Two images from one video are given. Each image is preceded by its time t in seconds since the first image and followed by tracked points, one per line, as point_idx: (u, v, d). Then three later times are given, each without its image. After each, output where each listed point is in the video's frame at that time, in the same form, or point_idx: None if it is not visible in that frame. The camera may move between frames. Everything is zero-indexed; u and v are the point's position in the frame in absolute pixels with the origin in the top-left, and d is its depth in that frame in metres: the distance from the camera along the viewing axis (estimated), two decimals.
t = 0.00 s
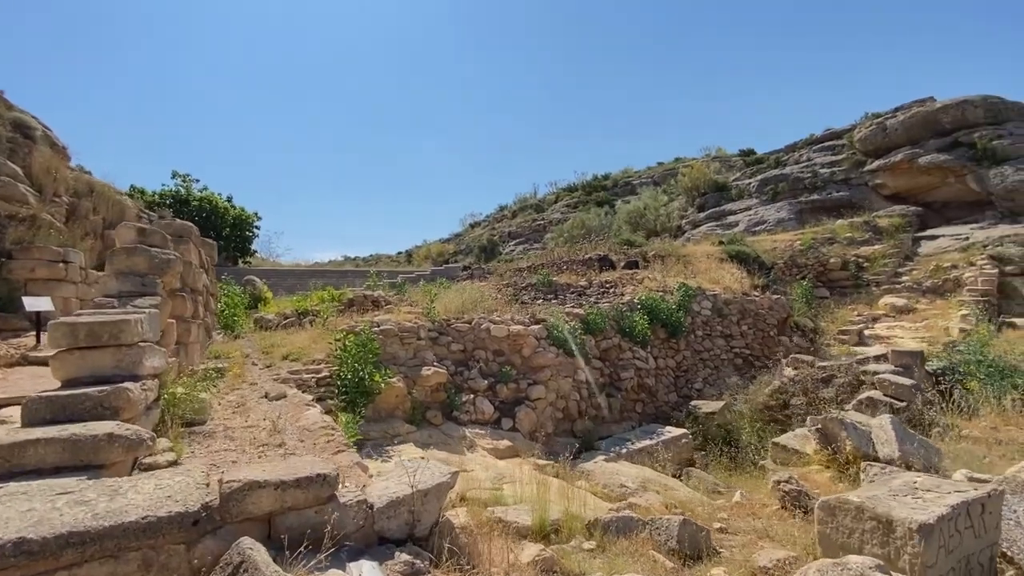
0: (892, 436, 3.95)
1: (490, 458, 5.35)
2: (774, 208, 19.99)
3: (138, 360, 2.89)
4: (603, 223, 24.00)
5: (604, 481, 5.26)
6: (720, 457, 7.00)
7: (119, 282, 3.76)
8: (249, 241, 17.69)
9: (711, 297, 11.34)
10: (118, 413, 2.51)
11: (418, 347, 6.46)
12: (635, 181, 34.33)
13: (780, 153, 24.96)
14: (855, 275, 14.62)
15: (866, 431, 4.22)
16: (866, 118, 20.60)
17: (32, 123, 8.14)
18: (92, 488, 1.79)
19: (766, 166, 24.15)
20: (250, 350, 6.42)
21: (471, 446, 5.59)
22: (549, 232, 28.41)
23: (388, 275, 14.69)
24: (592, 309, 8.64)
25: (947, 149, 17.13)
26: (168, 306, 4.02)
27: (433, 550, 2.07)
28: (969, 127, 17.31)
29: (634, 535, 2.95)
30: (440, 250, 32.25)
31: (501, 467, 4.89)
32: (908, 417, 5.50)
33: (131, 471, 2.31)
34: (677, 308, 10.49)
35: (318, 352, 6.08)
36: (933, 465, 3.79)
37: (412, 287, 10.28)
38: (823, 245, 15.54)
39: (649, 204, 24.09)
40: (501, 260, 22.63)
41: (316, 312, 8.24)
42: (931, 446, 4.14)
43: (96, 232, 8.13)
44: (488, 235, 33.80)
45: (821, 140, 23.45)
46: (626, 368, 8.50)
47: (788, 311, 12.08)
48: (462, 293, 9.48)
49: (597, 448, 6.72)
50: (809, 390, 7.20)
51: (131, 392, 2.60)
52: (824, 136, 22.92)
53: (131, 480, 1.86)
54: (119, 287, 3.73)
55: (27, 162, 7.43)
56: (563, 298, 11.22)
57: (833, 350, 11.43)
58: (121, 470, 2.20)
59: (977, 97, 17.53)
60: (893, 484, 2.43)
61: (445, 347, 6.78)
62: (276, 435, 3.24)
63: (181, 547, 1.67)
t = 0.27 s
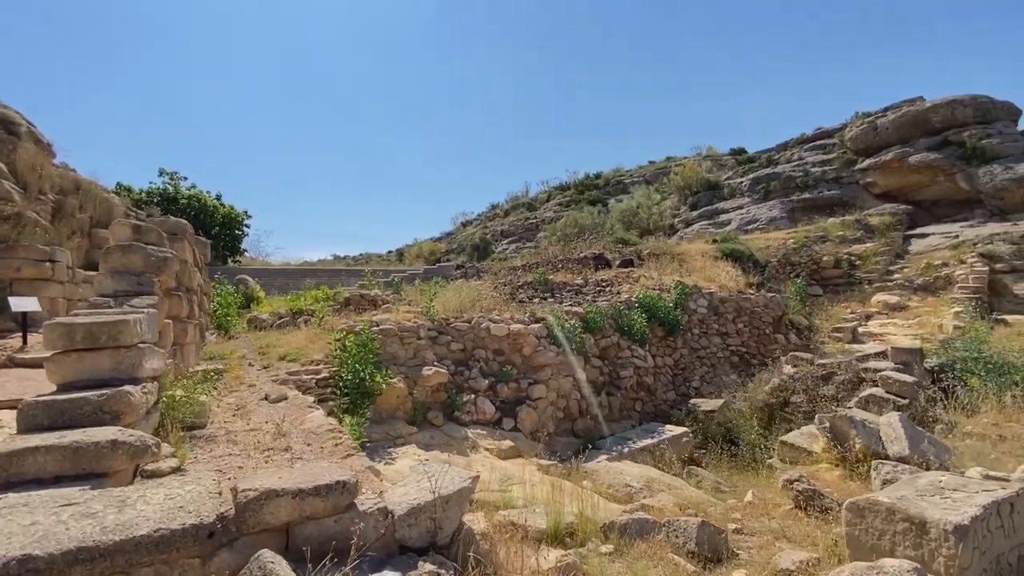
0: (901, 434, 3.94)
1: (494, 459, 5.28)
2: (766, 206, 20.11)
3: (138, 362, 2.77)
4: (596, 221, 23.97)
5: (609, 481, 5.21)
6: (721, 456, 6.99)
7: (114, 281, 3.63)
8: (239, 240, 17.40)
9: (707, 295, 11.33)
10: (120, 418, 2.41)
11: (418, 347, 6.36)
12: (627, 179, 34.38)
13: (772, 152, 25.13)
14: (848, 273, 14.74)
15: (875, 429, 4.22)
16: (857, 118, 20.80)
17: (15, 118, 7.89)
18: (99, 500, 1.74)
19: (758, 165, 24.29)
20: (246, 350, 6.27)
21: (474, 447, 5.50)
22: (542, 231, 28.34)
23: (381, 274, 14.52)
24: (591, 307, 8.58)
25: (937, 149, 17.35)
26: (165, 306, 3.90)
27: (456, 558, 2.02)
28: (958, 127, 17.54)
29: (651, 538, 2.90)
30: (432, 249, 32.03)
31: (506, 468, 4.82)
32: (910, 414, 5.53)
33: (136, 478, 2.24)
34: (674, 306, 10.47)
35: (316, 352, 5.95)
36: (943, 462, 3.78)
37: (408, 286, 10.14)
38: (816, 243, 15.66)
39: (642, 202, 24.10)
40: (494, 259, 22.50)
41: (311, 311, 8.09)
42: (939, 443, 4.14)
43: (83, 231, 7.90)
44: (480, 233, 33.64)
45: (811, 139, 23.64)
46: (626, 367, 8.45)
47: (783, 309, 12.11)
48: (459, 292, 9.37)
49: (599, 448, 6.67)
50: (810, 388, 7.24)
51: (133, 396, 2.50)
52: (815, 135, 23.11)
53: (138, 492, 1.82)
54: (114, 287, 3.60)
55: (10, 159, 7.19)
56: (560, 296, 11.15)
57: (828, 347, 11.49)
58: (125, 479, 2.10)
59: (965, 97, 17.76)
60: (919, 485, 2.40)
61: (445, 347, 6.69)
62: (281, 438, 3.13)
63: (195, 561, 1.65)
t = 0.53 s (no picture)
0: (901, 431, 3.97)
1: (493, 459, 5.22)
2: (755, 204, 20.27)
3: (130, 365, 2.65)
4: (586, 219, 23.98)
5: (609, 480, 5.17)
6: (718, 452, 7.00)
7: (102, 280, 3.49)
8: (225, 238, 17.08)
9: (700, 292, 11.35)
10: (112, 424, 2.31)
11: (414, 345, 6.28)
12: (617, 177, 34.45)
13: (760, 150, 25.34)
14: (837, 270, 14.91)
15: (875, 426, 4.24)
16: (844, 116, 21.05)
17: None
18: (97, 512, 1.71)
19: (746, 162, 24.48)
20: (237, 350, 6.13)
21: (472, 447, 5.44)
22: (532, 229, 28.29)
23: (371, 272, 14.34)
24: (586, 304, 8.54)
25: (922, 147, 17.62)
26: (155, 306, 3.77)
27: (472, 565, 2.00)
28: (942, 126, 17.83)
29: (661, 539, 2.86)
30: (422, 247, 31.81)
31: (506, 467, 4.76)
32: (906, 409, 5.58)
33: (130, 486, 2.17)
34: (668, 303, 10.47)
35: (310, 351, 5.83)
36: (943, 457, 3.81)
37: (400, 284, 10.00)
38: (805, 240, 15.83)
39: (633, 200, 24.15)
40: (485, 257, 22.40)
41: (303, 310, 7.94)
42: (938, 439, 4.17)
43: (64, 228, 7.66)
44: (470, 231, 33.48)
45: (799, 137, 23.88)
46: (621, 364, 8.42)
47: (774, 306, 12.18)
48: (453, 289, 9.27)
49: (597, 446, 6.63)
50: (804, 383, 7.29)
51: (126, 401, 2.39)
52: (803, 133, 23.34)
53: (137, 503, 1.80)
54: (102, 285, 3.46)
55: None
56: (553, 294, 11.10)
57: (818, 343, 11.61)
58: (117, 492, 2.03)
59: (949, 96, 18.05)
60: (934, 483, 2.38)
61: (441, 345, 6.60)
62: (280, 442, 3.03)
63: None
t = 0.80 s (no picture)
0: (899, 422, 3.99)
1: (489, 456, 5.13)
2: (741, 200, 20.47)
3: (115, 362, 2.51)
4: (574, 215, 23.97)
5: (607, 475, 5.13)
6: (711, 446, 7.02)
7: (82, 273, 3.32)
8: (207, 234, 16.67)
9: (689, 288, 11.38)
10: (99, 424, 2.18)
11: (407, 342, 6.19)
12: (604, 174, 34.51)
13: (745, 148, 25.59)
14: (821, 265, 15.11)
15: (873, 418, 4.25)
16: (827, 114, 21.34)
17: None
18: (86, 520, 1.61)
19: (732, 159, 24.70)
20: (223, 347, 5.94)
21: (467, 444, 5.35)
22: (520, 225, 28.21)
23: (359, 268, 14.11)
24: (579, 299, 8.48)
25: (903, 145, 17.96)
26: (139, 300, 3.60)
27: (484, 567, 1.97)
28: (923, 124, 18.17)
29: (669, 536, 2.81)
30: (408, 243, 31.52)
31: (503, 464, 4.68)
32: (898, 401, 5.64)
33: (117, 489, 2.06)
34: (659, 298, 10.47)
35: (300, 348, 5.68)
36: (940, 448, 3.85)
37: (389, 279, 9.84)
38: (790, 236, 16.03)
39: (620, 196, 24.20)
40: (473, 253, 22.25)
41: (290, 307, 7.75)
42: (935, 430, 4.20)
43: (38, 222, 7.34)
44: (457, 227, 33.26)
45: (783, 135, 24.16)
46: (614, 359, 8.38)
47: (762, 300, 12.26)
48: (443, 285, 9.15)
49: (592, 441, 6.59)
50: (796, 377, 7.35)
51: (114, 400, 2.26)
52: (787, 131, 23.62)
53: (130, 508, 1.70)
54: (82, 279, 3.29)
55: None
56: (544, 290, 11.04)
57: (805, 337, 11.74)
58: (105, 497, 1.91)
59: (929, 95, 18.39)
60: (946, 472, 2.37)
61: (434, 341, 6.50)
62: (274, 441, 2.90)
63: None
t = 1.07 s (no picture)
0: (894, 418, 4.03)
1: (482, 456, 5.04)
2: (724, 198, 20.71)
3: (92, 365, 2.34)
4: (560, 211, 23.93)
5: (601, 474, 5.08)
6: (701, 443, 7.05)
7: (54, 270, 3.13)
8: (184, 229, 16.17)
9: (675, 285, 11.40)
10: (74, 434, 2.04)
11: (396, 340, 6.06)
12: (588, 171, 34.56)
13: (727, 146, 25.88)
14: (803, 262, 15.35)
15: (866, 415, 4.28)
16: (808, 113, 21.69)
17: None
18: (63, 545, 1.50)
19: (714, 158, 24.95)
20: (203, 347, 5.71)
21: (459, 444, 5.25)
22: (505, 222, 28.08)
23: (343, 265, 13.84)
24: (569, 296, 8.41)
25: (881, 144, 18.37)
26: (115, 299, 3.41)
27: None
28: (900, 124, 18.57)
29: (675, 539, 2.75)
30: (390, 239, 31.13)
31: (498, 465, 4.59)
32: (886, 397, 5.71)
33: (96, 503, 1.96)
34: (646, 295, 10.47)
35: (285, 347, 5.49)
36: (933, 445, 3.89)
37: (375, 276, 9.63)
38: (773, 234, 16.29)
39: (605, 193, 24.24)
40: (458, 250, 22.07)
41: (273, 304, 7.51)
42: (926, 427, 4.24)
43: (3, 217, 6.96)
44: (441, 223, 32.96)
45: (765, 133, 24.49)
46: (603, 356, 8.34)
47: (747, 297, 12.35)
48: (431, 282, 8.99)
49: (584, 440, 6.53)
50: (784, 373, 7.42)
51: (91, 407, 2.11)
52: (768, 130, 23.95)
53: (113, 531, 1.60)
54: (55, 276, 3.11)
55: None
56: (532, 287, 10.95)
57: (788, 334, 11.89)
58: (83, 513, 1.82)
59: (907, 95, 18.79)
60: (955, 470, 2.36)
61: (423, 340, 6.37)
62: (264, 447, 2.75)
63: None
